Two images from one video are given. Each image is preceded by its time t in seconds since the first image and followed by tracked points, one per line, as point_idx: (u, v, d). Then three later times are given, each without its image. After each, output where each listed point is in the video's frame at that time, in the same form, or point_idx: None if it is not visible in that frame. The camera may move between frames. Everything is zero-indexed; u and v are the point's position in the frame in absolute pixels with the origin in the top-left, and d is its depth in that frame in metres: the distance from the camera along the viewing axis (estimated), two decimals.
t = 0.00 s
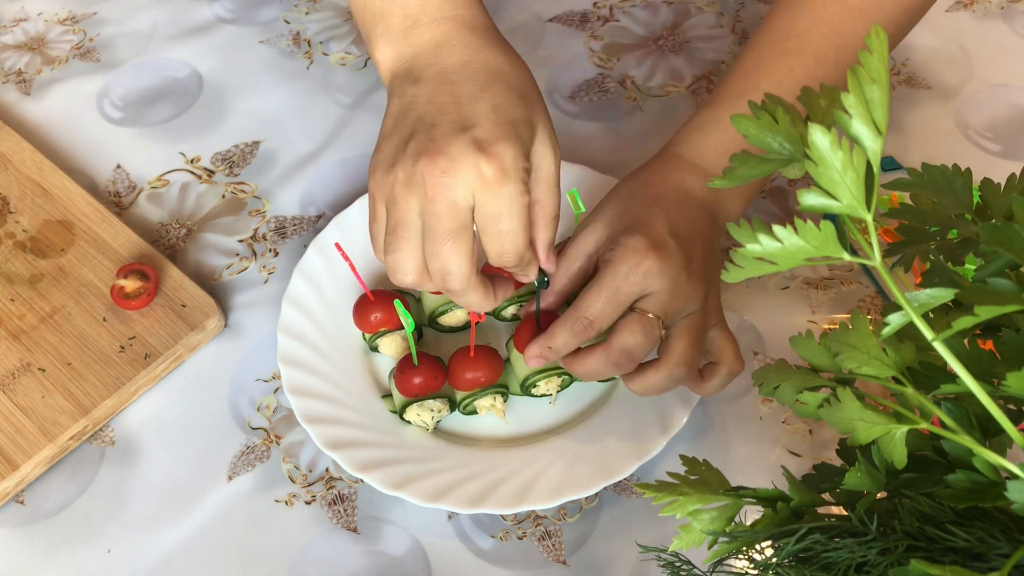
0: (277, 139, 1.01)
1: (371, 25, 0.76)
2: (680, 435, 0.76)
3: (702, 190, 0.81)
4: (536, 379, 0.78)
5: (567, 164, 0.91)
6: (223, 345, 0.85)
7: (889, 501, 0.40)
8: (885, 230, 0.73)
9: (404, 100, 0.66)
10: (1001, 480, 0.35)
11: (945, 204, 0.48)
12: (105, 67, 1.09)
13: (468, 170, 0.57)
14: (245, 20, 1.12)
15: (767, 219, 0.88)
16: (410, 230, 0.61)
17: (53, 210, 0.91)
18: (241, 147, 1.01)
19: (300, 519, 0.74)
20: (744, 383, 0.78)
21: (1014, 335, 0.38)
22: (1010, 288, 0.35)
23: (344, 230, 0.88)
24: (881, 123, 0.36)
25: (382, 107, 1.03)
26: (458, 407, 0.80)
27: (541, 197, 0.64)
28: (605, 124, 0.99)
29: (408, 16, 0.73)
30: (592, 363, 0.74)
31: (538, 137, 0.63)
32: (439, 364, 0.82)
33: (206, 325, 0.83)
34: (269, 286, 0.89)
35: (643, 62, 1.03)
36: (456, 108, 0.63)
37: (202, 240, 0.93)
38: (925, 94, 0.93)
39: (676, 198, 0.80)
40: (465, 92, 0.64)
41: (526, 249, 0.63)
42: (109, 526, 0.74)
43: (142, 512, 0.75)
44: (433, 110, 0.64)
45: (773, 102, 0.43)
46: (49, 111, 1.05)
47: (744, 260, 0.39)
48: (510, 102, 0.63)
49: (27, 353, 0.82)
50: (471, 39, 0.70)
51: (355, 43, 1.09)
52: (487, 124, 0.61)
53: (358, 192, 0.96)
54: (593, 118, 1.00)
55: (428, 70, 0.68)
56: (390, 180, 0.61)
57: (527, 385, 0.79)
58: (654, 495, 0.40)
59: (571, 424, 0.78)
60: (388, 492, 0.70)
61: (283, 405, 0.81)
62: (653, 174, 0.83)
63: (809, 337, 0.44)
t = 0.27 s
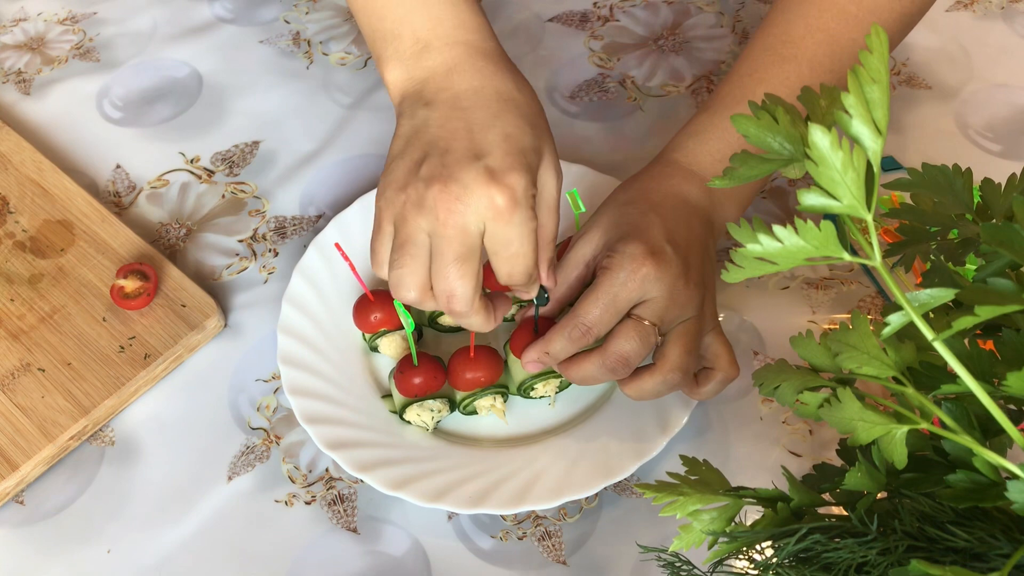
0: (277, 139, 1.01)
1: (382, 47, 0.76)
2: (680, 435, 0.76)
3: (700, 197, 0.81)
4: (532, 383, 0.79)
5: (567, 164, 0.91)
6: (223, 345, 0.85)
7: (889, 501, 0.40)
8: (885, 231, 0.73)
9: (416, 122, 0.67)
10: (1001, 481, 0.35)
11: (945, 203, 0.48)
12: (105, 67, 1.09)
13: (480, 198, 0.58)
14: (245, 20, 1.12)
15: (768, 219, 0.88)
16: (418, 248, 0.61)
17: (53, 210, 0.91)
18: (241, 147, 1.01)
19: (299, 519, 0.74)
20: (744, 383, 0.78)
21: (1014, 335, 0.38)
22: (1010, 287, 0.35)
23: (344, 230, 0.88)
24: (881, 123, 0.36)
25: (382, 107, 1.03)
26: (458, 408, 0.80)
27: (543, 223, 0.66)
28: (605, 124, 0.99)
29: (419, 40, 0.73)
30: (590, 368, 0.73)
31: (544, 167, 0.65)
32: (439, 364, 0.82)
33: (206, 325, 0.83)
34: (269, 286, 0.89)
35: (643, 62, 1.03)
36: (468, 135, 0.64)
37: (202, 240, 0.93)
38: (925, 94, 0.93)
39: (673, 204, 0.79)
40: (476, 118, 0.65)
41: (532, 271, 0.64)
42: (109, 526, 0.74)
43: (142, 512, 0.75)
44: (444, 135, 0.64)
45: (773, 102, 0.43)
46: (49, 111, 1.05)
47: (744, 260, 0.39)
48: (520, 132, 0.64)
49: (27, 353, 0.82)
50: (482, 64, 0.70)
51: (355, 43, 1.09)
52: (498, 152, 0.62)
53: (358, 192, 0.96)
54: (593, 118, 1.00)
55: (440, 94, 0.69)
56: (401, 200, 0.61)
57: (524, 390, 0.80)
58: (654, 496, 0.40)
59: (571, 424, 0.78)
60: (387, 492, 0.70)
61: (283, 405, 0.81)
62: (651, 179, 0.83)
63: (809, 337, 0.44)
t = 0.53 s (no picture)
0: (277, 139, 1.01)
1: (375, 52, 0.76)
2: (680, 435, 0.76)
3: (699, 201, 0.81)
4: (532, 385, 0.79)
5: (567, 164, 0.91)
6: (223, 345, 0.85)
7: (889, 501, 0.40)
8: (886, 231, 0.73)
9: (407, 127, 0.67)
10: (1001, 480, 0.35)
11: (945, 203, 0.48)
12: (105, 67, 1.09)
13: (467, 210, 0.59)
14: (245, 20, 1.12)
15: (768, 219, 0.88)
16: (402, 253, 0.61)
17: (53, 210, 0.91)
18: (241, 147, 1.01)
19: (300, 519, 0.74)
20: (744, 384, 0.78)
21: (1014, 335, 0.38)
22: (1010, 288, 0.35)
23: (344, 230, 0.88)
24: (881, 123, 0.36)
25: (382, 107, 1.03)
26: (458, 407, 0.80)
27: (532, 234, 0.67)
28: (605, 124, 0.99)
29: (411, 45, 0.73)
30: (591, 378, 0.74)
31: (532, 179, 0.66)
32: (439, 364, 0.82)
33: (206, 325, 0.83)
34: (269, 286, 0.89)
35: (643, 62, 1.03)
36: (459, 144, 0.64)
37: (202, 240, 0.93)
38: (925, 94, 0.93)
39: (670, 209, 0.80)
40: (468, 128, 0.65)
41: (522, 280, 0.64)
42: (109, 526, 0.74)
43: (142, 512, 0.75)
44: (435, 143, 0.65)
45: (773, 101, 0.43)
46: (48, 111, 1.05)
47: (744, 260, 0.39)
48: (510, 142, 0.64)
49: (27, 353, 0.82)
50: (475, 72, 0.70)
51: (355, 43, 1.09)
52: (488, 163, 0.62)
53: (358, 192, 0.96)
54: (594, 118, 1.00)
55: (432, 100, 0.69)
56: (388, 204, 0.62)
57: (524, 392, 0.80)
58: (654, 496, 0.40)
59: (570, 424, 0.78)
60: (387, 492, 0.70)
61: (282, 405, 0.81)
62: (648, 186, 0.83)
63: (809, 337, 0.44)
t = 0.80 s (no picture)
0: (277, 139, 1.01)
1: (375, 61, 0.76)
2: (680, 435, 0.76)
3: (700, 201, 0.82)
4: (531, 384, 0.80)
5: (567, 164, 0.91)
6: (223, 345, 0.85)
7: (889, 501, 0.40)
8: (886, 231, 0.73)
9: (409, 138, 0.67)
10: (1001, 480, 0.35)
11: (945, 203, 0.48)
12: (105, 67, 1.09)
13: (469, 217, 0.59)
14: (245, 20, 1.12)
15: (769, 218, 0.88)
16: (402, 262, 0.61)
17: (53, 210, 0.91)
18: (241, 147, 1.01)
19: (300, 519, 0.74)
20: (744, 384, 0.78)
21: (1014, 335, 0.38)
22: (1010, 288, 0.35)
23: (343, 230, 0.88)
24: (881, 123, 0.36)
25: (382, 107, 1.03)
26: (458, 407, 0.80)
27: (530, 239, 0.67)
28: (605, 124, 0.99)
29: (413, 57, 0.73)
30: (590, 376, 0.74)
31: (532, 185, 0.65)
32: (439, 364, 0.83)
33: (206, 325, 0.83)
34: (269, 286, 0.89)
35: (643, 62, 1.03)
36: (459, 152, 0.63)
37: (202, 240, 0.93)
38: (925, 94, 0.93)
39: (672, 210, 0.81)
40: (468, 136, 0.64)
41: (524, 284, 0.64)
42: (109, 526, 0.74)
43: (142, 512, 0.75)
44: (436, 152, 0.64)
45: (773, 102, 0.43)
46: (48, 111, 1.05)
47: (744, 260, 0.39)
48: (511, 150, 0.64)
49: (27, 353, 0.82)
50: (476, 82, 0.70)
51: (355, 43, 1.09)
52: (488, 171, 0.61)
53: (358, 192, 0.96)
54: (594, 118, 1.00)
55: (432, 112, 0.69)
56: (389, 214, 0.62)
57: (523, 390, 0.80)
58: (654, 496, 0.40)
59: (571, 424, 0.78)
60: (388, 492, 0.70)
61: (282, 405, 0.81)
62: (667, 165, 0.88)
63: (809, 337, 0.44)
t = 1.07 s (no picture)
0: (277, 139, 1.01)
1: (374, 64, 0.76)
2: (681, 435, 0.76)
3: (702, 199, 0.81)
4: (532, 383, 0.78)
5: (567, 164, 0.91)
6: (223, 345, 0.85)
7: (889, 501, 0.40)
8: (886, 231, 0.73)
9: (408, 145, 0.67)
10: (1001, 480, 0.35)
11: (945, 203, 0.48)
12: (105, 67, 1.09)
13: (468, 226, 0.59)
14: (245, 20, 1.12)
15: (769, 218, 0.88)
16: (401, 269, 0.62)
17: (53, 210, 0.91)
18: (241, 147, 1.01)
19: (300, 519, 0.74)
20: (744, 384, 0.78)
21: (1014, 335, 0.38)
22: (1010, 288, 0.35)
23: (344, 230, 0.88)
24: (881, 124, 0.36)
25: (382, 107, 1.03)
26: (458, 407, 0.80)
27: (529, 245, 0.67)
28: (605, 124, 0.99)
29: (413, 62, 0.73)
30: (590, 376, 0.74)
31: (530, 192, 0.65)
32: (439, 364, 0.82)
33: (206, 325, 0.83)
34: (269, 286, 0.89)
35: (643, 62, 1.03)
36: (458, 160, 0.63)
37: (202, 240, 0.93)
38: (925, 94, 0.93)
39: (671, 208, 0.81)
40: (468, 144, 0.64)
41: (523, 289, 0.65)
42: (109, 526, 0.74)
43: (142, 512, 0.75)
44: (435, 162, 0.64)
45: (773, 102, 0.43)
46: (49, 111, 1.05)
47: (745, 260, 0.39)
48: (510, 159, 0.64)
49: (27, 353, 0.82)
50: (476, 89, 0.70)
51: (355, 43, 1.08)
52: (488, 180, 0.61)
53: (358, 192, 0.96)
54: (594, 119, 1.00)
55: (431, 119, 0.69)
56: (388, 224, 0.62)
57: (523, 389, 0.79)
58: (654, 496, 0.40)
59: (571, 424, 0.78)
60: (388, 492, 0.70)
61: (282, 405, 0.81)
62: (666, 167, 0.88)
63: (809, 337, 0.44)
